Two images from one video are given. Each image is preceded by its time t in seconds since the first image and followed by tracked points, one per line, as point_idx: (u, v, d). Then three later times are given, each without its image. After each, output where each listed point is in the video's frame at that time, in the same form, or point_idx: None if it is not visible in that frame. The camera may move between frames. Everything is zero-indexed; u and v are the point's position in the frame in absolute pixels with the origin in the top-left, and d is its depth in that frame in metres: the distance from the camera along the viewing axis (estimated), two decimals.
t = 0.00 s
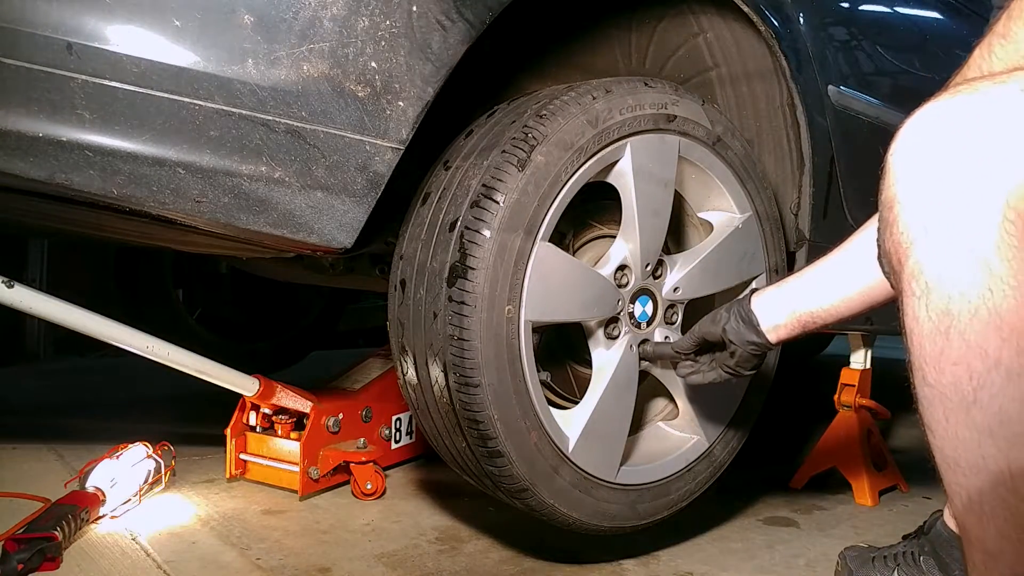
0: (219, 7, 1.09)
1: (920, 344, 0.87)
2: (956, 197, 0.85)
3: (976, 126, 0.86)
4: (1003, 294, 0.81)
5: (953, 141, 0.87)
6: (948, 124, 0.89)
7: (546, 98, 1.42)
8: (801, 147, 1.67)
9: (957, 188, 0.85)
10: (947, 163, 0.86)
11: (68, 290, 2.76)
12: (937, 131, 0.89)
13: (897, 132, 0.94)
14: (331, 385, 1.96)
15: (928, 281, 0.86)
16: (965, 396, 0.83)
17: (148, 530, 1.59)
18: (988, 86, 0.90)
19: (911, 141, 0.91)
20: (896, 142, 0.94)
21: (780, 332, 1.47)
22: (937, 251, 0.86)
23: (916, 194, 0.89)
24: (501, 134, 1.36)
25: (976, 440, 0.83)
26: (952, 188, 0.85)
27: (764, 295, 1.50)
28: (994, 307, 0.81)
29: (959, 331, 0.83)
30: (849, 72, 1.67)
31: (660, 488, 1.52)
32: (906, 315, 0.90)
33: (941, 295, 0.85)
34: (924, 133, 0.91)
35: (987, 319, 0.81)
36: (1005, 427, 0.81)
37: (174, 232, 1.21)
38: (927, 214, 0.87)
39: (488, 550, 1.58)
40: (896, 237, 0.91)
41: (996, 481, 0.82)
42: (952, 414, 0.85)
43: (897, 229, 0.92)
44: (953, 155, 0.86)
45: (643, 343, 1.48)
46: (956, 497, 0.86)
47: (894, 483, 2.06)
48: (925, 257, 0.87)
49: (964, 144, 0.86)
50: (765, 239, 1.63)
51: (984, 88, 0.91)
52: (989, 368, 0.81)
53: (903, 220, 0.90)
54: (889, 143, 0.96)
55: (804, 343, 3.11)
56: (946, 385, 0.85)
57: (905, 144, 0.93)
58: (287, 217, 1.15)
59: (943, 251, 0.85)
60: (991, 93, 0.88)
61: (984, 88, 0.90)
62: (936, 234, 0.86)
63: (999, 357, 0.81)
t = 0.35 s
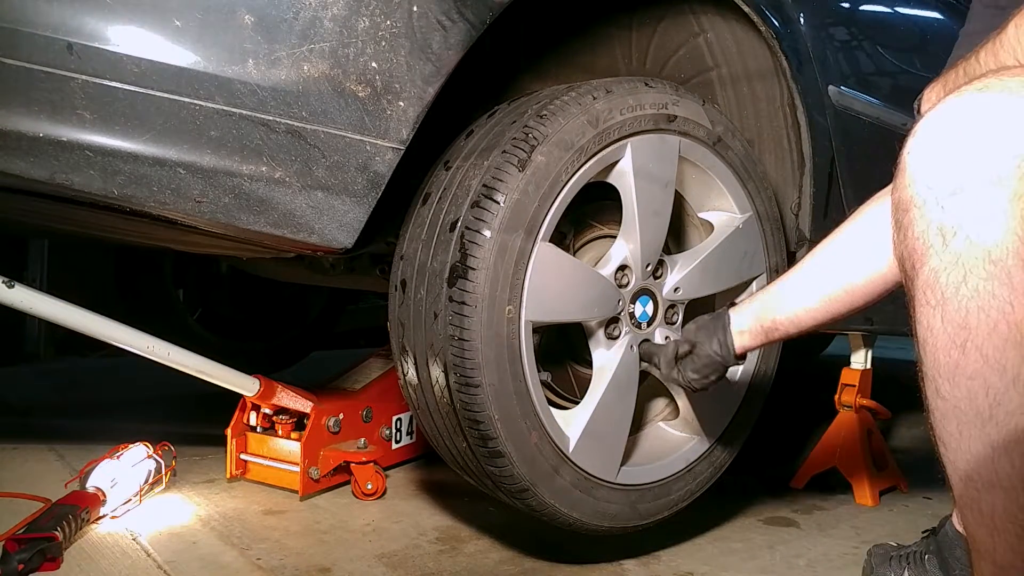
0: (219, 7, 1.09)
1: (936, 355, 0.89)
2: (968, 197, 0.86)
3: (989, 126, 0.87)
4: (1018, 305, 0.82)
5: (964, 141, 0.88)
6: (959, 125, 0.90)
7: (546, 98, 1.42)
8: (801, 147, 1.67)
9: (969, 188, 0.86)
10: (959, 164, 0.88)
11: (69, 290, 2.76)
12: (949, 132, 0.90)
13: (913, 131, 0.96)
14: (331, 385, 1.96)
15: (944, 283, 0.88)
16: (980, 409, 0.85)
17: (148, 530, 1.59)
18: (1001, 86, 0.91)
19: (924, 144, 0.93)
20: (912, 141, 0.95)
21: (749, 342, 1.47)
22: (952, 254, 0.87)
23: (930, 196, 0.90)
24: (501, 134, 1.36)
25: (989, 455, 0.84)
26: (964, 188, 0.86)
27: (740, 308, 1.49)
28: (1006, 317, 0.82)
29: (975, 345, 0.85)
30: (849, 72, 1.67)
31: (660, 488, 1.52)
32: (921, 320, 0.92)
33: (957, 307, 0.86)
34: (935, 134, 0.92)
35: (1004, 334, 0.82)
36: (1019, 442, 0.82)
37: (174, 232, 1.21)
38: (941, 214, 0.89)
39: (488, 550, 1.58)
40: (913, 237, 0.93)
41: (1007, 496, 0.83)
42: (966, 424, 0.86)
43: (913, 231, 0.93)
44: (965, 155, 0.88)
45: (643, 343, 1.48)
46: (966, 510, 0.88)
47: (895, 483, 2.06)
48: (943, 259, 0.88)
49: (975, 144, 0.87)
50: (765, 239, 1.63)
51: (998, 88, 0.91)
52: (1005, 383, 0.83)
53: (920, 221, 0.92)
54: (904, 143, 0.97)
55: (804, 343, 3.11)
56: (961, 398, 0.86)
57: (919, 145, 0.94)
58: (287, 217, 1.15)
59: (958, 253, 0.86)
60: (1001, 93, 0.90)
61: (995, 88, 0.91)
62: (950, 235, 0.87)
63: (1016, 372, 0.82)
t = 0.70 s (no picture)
0: (219, 7, 1.09)
1: (931, 355, 0.88)
2: (962, 196, 0.86)
3: (978, 130, 0.88)
4: (1012, 305, 0.81)
5: (960, 140, 0.88)
6: (954, 125, 0.90)
7: (546, 98, 1.42)
8: (801, 147, 1.67)
9: (964, 188, 0.86)
10: (954, 163, 0.88)
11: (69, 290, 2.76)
12: (944, 132, 0.91)
13: (907, 131, 0.96)
14: (331, 385, 1.96)
15: (938, 285, 0.88)
16: (976, 409, 0.84)
17: (148, 530, 1.59)
18: (996, 86, 0.91)
19: (919, 143, 0.93)
20: (906, 141, 0.95)
21: (753, 331, 1.49)
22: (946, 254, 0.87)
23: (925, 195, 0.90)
24: (501, 134, 1.36)
25: (985, 454, 0.83)
26: (959, 188, 0.87)
27: (752, 302, 1.51)
28: (1001, 317, 0.82)
29: (969, 344, 0.84)
30: (849, 72, 1.67)
31: (661, 487, 1.52)
32: (914, 321, 0.92)
33: (951, 307, 0.86)
34: (930, 134, 0.92)
35: (999, 334, 0.82)
36: (1015, 441, 0.81)
37: (174, 232, 1.21)
38: (935, 214, 0.89)
39: (488, 550, 1.58)
40: (908, 237, 0.93)
41: (1005, 495, 0.82)
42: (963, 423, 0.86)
43: (908, 232, 0.93)
44: (960, 155, 0.88)
45: (643, 343, 1.48)
46: (964, 509, 0.87)
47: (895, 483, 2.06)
48: (936, 259, 0.88)
49: (970, 144, 0.87)
50: (765, 239, 1.63)
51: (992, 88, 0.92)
52: (1000, 382, 0.82)
53: (915, 222, 0.92)
54: (898, 143, 0.98)
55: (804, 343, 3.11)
56: (957, 398, 0.86)
57: (913, 144, 0.94)
58: (287, 217, 1.15)
59: (952, 254, 0.86)
60: (995, 94, 0.90)
61: (990, 89, 0.91)
62: (944, 235, 0.87)
63: (1011, 372, 0.81)
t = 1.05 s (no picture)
0: (219, 7, 1.09)
1: (920, 354, 0.88)
2: (952, 196, 0.86)
3: (968, 131, 0.88)
4: (997, 302, 0.81)
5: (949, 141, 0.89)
6: (942, 126, 0.90)
7: (546, 98, 1.42)
8: (801, 147, 1.67)
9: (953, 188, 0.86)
10: (943, 164, 0.88)
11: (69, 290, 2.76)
12: (933, 132, 0.91)
13: (897, 132, 0.95)
14: (331, 385, 1.96)
15: (926, 284, 0.87)
16: (965, 406, 0.83)
17: (148, 530, 1.59)
18: (984, 89, 0.92)
19: (908, 145, 0.93)
20: (895, 142, 0.95)
21: (748, 322, 1.49)
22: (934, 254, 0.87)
23: (914, 196, 0.90)
24: (501, 135, 1.36)
25: (976, 451, 0.83)
26: (949, 188, 0.86)
27: (750, 292, 1.52)
28: (987, 316, 0.82)
29: (955, 342, 0.84)
30: (849, 73, 1.67)
31: (661, 487, 1.52)
32: (904, 321, 0.91)
33: (939, 305, 0.85)
34: (918, 135, 0.92)
35: (985, 331, 0.82)
36: (1005, 438, 0.80)
37: (175, 232, 1.21)
38: (923, 215, 0.89)
39: (489, 550, 1.58)
40: (896, 238, 0.92)
41: (997, 492, 0.81)
42: (953, 421, 0.85)
43: (896, 233, 0.93)
44: (949, 156, 0.88)
45: (643, 342, 1.48)
46: (958, 508, 0.85)
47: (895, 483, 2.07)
48: (924, 258, 0.88)
49: (959, 144, 0.87)
50: (765, 239, 1.63)
51: (980, 90, 0.92)
52: (987, 379, 0.82)
53: (902, 222, 0.91)
54: (887, 146, 0.97)
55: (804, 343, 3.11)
56: (946, 395, 0.85)
57: (902, 146, 0.94)
58: (288, 217, 1.15)
59: (939, 253, 0.86)
60: (983, 96, 0.90)
61: (979, 91, 0.92)
62: (932, 235, 0.87)
63: (999, 369, 0.81)
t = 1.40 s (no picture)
0: (219, 7, 1.09)
1: (921, 354, 0.88)
2: (954, 196, 0.86)
3: (969, 130, 0.88)
4: (999, 303, 0.81)
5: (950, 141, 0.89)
6: (943, 126, 0.90)
7: (546, 98, 1.42)
8: (801, 147, 1.67)
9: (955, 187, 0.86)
10: (944, 164, 0.88)
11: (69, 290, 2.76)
12: (933, 132, 0.91)
13: (897, 131, 0.95)
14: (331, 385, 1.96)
15: (928, 283, 0.87)
16: (966, 407, 0.83)
17: (148, 531, 1.59)
18: (983, 88, 0.92)
19: (909, 145, 0.93)
20: (896, 142, 0.95)
21: (760, 331, 1.49)
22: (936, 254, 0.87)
23: (916, 196, 0.90)
24: (501, 135, 1.36)
25: (976, 451, 0.83)
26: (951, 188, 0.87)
27: (758, 299, 1.52)
28: (989, 317, 0.82)
29: (957, 342, 0.84)
30: (849, 73, 1.67)
31: (660, 487, 1.52)
32: (905, 321, 0.91)
33: (941, 305, 0.85)
34: (919, 135, 0.92)
35: (987, 331, 0.82)
36: (1007, 437, 0.80)
37: (174, 232, 1.21)
38: (925, 215, 0.89)
39: (488, 550, 1.58)
40: (898, 238, 0.92)
41: (998, 493, 0.81)
42: (954, 422, 0.85)
43: (897, 232, 0.93)
44: (950, 156, 0.88)
45: (643, 343, 1.47)
46: (958, 508, 0.85)
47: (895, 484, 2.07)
48: (926, 258, 0.88)
49: (960, 144, 0.88)
50: (765, 238, 1.63)
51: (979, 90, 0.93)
52: (990, 380, 0.82)
53: (904, 222, 0.91)
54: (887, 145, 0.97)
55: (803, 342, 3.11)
56: (947, 396, 0.85)
57: (903, 146, 0.94)
58: (288, 217, 1.15)
59: (941, 254, 0.86)
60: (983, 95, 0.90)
61: (977, 90, 0.92)
62: (934, 235, 0.87)
63: (1001, 370, 0.81)
